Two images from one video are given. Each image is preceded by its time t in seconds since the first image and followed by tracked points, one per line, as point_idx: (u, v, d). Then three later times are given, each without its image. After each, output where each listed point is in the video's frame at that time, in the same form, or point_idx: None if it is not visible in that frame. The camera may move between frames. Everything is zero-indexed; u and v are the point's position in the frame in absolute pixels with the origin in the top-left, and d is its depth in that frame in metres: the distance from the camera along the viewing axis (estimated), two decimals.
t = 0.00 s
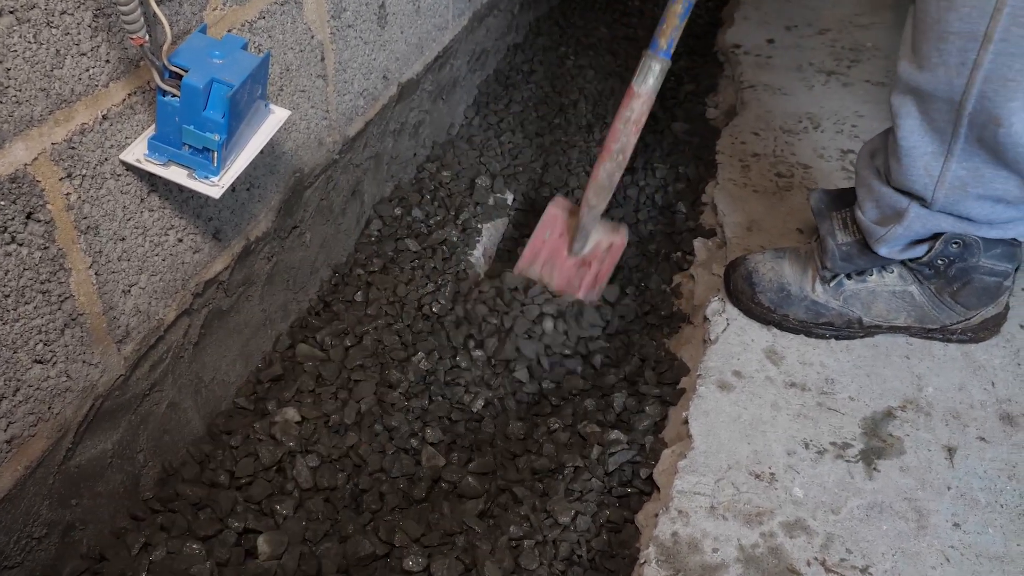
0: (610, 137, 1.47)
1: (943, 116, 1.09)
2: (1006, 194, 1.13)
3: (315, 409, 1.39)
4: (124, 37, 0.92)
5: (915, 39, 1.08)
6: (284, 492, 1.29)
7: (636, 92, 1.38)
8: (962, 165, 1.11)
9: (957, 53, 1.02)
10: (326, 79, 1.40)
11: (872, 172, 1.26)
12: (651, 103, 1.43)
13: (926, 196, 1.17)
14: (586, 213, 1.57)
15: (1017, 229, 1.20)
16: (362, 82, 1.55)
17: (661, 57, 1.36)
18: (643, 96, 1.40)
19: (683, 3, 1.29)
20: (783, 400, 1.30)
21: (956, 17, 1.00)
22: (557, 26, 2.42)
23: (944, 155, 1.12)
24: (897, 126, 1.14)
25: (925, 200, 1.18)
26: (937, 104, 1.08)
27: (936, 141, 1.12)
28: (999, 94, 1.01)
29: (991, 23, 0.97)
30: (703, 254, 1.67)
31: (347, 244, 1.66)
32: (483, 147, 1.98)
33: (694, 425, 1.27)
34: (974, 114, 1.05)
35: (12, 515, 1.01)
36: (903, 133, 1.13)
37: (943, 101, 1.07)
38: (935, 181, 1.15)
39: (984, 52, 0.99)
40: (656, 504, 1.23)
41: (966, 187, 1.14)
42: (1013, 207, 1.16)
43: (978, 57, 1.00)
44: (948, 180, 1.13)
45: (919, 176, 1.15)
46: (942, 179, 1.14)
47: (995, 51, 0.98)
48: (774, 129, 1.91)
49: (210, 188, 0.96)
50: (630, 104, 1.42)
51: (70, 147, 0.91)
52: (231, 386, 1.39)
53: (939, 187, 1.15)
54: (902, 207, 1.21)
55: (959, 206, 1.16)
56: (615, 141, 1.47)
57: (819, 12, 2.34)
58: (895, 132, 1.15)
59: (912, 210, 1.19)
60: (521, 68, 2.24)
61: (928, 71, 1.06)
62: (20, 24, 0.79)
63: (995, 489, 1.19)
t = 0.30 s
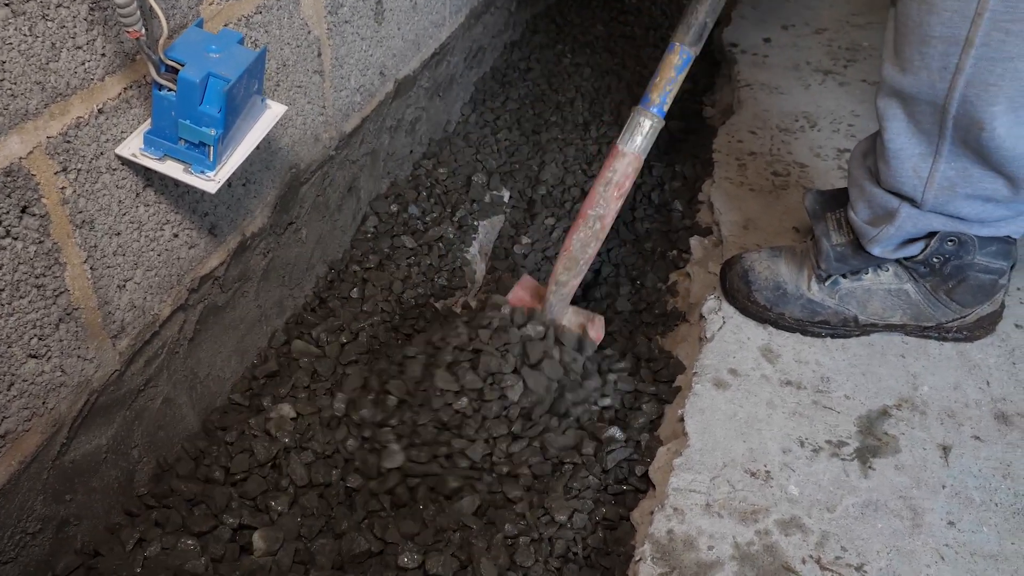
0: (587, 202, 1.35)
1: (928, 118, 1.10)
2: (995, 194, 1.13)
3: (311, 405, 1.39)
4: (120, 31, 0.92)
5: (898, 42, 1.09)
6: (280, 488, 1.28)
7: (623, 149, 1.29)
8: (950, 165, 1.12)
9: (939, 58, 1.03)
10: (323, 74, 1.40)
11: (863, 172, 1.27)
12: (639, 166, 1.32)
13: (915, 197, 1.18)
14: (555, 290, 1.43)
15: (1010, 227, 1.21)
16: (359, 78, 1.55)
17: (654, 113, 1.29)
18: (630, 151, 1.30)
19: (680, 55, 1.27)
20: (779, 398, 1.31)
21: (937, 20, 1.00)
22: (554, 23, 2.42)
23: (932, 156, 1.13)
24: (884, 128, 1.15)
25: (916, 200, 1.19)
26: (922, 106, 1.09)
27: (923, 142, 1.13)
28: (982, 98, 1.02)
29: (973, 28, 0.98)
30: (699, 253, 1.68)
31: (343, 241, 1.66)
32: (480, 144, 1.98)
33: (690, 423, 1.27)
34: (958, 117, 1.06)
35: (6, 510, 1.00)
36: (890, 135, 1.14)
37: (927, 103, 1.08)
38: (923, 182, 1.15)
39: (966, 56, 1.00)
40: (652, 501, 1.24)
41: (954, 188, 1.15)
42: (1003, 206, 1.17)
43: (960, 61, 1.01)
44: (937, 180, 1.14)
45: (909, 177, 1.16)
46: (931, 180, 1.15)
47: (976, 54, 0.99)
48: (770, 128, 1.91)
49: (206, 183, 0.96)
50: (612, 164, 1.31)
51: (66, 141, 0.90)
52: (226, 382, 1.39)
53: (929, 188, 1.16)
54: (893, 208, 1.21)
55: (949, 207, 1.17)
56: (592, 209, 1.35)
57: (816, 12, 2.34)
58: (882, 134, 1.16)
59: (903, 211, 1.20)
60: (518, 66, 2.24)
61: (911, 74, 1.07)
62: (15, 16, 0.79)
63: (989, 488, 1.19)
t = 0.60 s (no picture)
0: (508, 232, 1.11)
1: (956, 102, 1.09)
2: (1012, 187, 1.13)
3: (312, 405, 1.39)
4: (122, 29, 0.92)
5: (934, 23, 1.09)
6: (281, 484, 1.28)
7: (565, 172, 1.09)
8: (971, 154, 1.12)
9: (975, 37, 1.02)
10: (324, 73, 1.40)
11: (878, 164, 1.27)
12: (581, 197, 1.11)
13: (933, 186, 1.18)
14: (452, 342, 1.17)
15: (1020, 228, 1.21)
16: (360, 77, 1.55)
17: (613, 134, 1.12)
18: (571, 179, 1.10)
19: (656, 71, 1.13)
20: (780, 397, 1.30)
21: None
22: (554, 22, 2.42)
23: (954, 143, 1.13)
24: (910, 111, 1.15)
25: (932, 191, 1.19)
26: (951, 89, 1.09)
27: (947, 128, 1.13)
28: (1013, 80, 1.01)
29: (1011, 7, 0.97)
30: (700, 252, 1.68)
31: (343, 240, 1.66)
32: (480, 143, 1.98)
33: (691, 421, 1.27)
34: (988, 100, 1.06)
35: (7, 508, 1.00)
36: (915, 118, 1.14)
37: (957, 85, 1.08)
38: (942, 169, 1.15)
39: (1002, 35, 0.99)
40: (653, 500, 1.24)
41: (973, 178, 1.14)
42: (1017, 203, 1.17)
43: (996, 40, 1.00)
44: (956, 169, 1.14)
45: (928, 165, 1.15)
46: (950, 169, 1.14)
47: (1012, 33, 0.99)
48: (771, 126, 1.91)
49: (208, 181, 0.96)
50: (551, 189, 1.09)
51: (68, 139, 0.90)
52: (227, 380, 1.39)
53: (947, 178, 1.15)
54: (906, 200, 1.22)
55: (965, 199, 1.17)
56: (512, 242, 1.11)
57: (817, 10, 2.34)
58: (907, 119, 1.16)
59: (916, 203, 1.20)
60: (519, 64, 2.24)
61: (945, 54, 1.07)
62: (18, 14, 0.79)
63: (991, 487, 1.19)
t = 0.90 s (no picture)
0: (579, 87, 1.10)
1: None
2: None
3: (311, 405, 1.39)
4: (119, 29, 0.92)
5: None
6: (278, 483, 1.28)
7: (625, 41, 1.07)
8: None
9: None
10: (323, 73, 1.40)
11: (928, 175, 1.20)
12: (632, 67, 1.11)
13: (1008, 200, 1.11)
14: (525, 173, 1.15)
15: None
16: (358, 77, 1.55)
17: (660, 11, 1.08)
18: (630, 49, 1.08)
19: None
20: (778, 397, 1.31)
21: None
22: (553, 22, 2.42)
23: None
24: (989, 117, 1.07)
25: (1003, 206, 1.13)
26: None
27: None
28: None
29: None
30: (699, 252, 1.68)
31: (342, 240, 1.66)
32: (479, 143, 1.98)
33: (689, 421, 1.27)
34: None
35: (4, 507, 1.01)
36: (995, 124, 1.06)
37: None
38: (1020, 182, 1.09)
39: None
40: (652, 501, 1.23)
41: None
42: None
43: None
44: None
45: (1006, 178, 1.09)
46: None
47: None
48: (770, 126, 1.91)
49: (206, 182, 0.96)
50: (608, 58, 1.09)
51: (66, 140, 0.90)
52: (226, 380, 1.39)
53: None
54: (972, 219, 1.15)
55: None
56: (586, 92, 1.10)
57: (815, 10, 2.34)
58: (985, 125, 1.08)
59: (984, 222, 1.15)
60: (518, 64, 2.24)
61: None
62: (16, 15, 0.79)
63: (989, 487, 1.19)
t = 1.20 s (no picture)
0: None
1: (972, 111, 1.05)
2: None
3: (313, 406, 1.39)
4: (121, 32, 0.92)
5: (947, 27, 1.06)
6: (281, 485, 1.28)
7: None
8: (989, 162, 1.08)
9: (996, 43, 0.99)
10: (324, 75, 1.40)
11: (886, 177, 1.22)
12: None
13: (952, 199, 1.13)
14: None
15: None
16: (359, 79, 1.55)
17: None
18: None
19: None
20: (780, 398, 1.30)
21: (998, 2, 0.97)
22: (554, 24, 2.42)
23: (971, 152, 1.08)
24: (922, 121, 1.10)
25: (951, 205, 1.14)
26: (966, 97, 1.05)
27: (963, 138, 1.08)
28: None
29: None
30: (700, 253, 1.67)
31: (343, 242, 1.66)
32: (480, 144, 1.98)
33: (692, 423, 1.27)
34: (1009, 108, 1.02)
35: (7, 510, 1.01)
36: (929, 128, 1.09)
37: (975, 93, 1.04)
38: (961, 180, 1.10)
39: None
40: (654, 502, 1.23)
41: (995, 186, 1.09)
42: None
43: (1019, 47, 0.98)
44: (976, 179, 1.09)
45: (947, 177, 1.11)
46: (970, 179, 1.10)
47: None
48: (770, 127, 1.91)
49: (207, 185, 0.96)
50: None
51: (67, 144, 0.90)
52: (227, 383, 1.39)
53: (968, 189, 1.11)
54: (924, 216, 1.17)
55: (986, 209, 1.12)
56: None
57: (816, 10, 2.34)
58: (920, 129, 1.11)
59: (936, 218, 1.16)
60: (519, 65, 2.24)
61: (962, 61, 1.03)
62: (17, 19, 0.79)
63: (991, 488, 1.19)
